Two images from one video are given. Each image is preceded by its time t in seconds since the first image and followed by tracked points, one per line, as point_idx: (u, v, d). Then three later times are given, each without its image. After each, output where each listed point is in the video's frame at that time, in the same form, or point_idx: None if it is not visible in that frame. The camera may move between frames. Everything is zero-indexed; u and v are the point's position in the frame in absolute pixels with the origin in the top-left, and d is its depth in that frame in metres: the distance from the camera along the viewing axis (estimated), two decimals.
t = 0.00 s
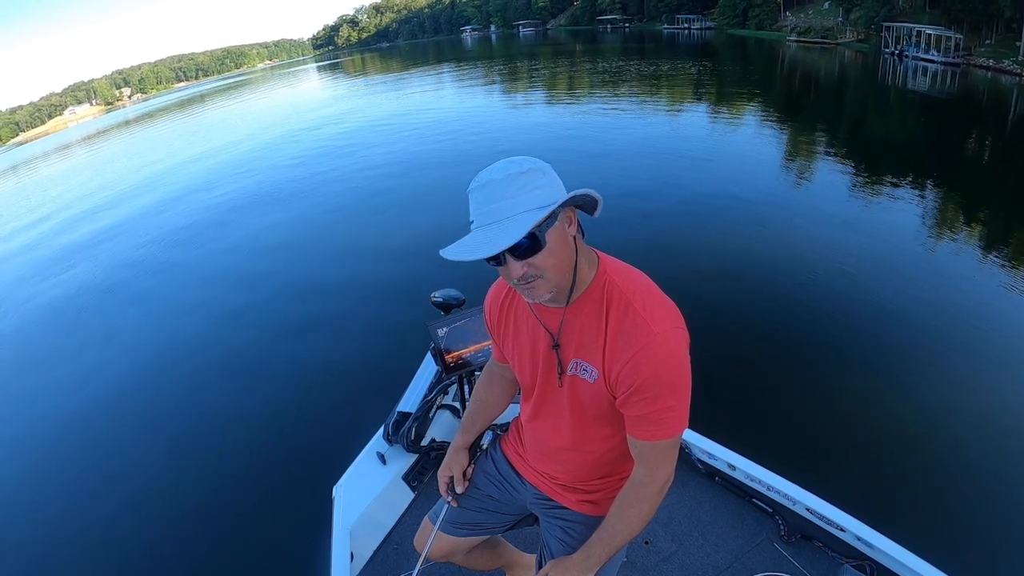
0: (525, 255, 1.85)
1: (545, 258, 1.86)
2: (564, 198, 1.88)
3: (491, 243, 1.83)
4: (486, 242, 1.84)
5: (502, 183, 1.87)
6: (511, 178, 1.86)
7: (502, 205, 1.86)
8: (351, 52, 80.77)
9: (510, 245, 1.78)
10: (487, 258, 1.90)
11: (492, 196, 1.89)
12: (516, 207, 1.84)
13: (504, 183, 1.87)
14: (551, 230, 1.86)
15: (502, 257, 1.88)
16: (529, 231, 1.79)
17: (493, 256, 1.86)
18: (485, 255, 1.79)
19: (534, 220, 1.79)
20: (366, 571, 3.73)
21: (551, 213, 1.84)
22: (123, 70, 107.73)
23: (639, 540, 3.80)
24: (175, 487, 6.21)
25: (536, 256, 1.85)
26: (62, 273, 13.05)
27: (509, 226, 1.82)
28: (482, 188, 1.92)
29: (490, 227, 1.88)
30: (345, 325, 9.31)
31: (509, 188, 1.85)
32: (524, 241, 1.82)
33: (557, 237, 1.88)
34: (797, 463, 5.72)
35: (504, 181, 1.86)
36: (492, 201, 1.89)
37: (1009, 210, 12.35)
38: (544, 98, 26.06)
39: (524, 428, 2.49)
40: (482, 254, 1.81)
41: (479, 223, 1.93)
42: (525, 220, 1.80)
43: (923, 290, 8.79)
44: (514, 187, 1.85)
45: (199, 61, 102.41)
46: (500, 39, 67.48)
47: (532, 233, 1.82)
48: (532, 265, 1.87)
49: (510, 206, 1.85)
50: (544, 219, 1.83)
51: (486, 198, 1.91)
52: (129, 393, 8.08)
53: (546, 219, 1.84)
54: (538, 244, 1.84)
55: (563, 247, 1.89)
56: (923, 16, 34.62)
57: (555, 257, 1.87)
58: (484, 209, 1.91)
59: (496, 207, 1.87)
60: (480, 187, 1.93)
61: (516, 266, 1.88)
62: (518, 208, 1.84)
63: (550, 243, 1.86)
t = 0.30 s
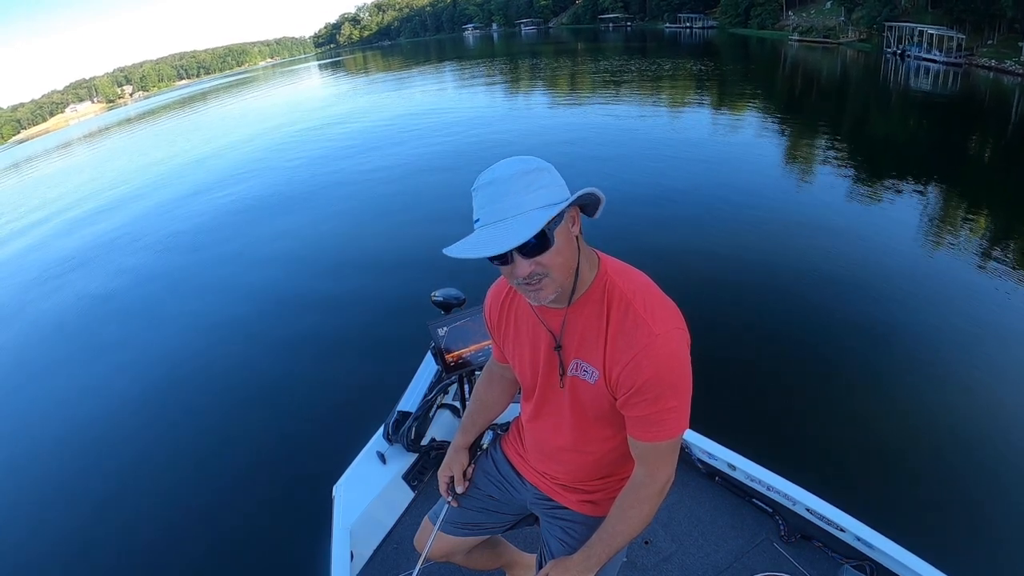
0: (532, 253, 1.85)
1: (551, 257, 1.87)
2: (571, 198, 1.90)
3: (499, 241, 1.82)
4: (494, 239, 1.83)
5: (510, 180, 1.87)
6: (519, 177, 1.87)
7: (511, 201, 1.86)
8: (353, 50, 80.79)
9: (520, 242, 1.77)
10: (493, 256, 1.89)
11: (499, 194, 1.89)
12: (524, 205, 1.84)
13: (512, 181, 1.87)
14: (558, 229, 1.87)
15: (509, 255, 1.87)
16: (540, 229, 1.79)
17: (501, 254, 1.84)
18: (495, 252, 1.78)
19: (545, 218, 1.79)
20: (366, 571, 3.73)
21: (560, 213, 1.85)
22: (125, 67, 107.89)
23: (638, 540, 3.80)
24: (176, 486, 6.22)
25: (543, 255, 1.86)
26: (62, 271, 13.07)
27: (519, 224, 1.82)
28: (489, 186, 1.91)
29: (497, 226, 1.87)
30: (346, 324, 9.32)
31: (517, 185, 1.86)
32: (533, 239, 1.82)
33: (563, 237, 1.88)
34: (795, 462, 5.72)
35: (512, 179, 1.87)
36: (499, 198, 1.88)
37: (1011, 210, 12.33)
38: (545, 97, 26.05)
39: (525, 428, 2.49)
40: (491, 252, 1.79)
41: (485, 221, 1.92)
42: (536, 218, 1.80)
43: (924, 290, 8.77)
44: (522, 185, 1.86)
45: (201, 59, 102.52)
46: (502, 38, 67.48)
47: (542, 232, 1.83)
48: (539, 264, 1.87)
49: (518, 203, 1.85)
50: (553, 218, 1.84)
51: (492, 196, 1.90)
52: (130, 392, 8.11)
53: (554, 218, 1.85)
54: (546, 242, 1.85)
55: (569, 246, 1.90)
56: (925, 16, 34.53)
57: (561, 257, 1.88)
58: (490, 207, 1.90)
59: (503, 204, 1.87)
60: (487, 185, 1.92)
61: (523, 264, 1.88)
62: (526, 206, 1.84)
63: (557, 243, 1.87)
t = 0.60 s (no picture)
0: (532, 250, 1.84)
1: (551, 254, 1.86)
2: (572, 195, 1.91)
3: (499, 235, 1.81)
4: (494, 234, 1.82)
5: (511, 177, 1.88)
6: (519, 173, 1.87)
7: (511, 197, 1.86)
8: (355, 49, 80.76)
9: (520, 236, 1.77)
10: (492, 251, 1.88)
11: (498, 190, 1.89)
12: (525, 201, 1.84)
13: (513, 177, 1.87)
14: (558, 227, 1.87)
15: (508, 251, 1.87)
16: (539, 225, 1.79)
17: (500, 249, 1.84)
18: (496, 246, 1.77)
19: (545, 214, 1.79)
20: (366, 570, 3.73)
21: (560, 209, 1.86)
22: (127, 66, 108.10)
23: (639, 540, 3.80)
24: (176, 485, 6.23)
25: (543, 252, 1.85)
26: (64, 271, 13.12)
27: (519, 220, 1.81)
28: (489, 182, 1.91)
29: (497, 220, 1.86)
30: (346, 323, 9.32)
31: (518, 181, 1.86)
32: (532, 235, 1.82)
33: (563, 234, 1.88)
34: (795, 461, 5.72)
35: (512, 175, 1.88)
36: (498, 194, 1.89)
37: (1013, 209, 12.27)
38: (546, 96, 26.03)
39: (525, 428, 2.49)
40: (491, 246, 1.79)
41: (484, 217, 1.91)
42: (537, 212, 1.80)
43: (926, 289, 8.75)
44: (523, 181, 1.86)
45: (203, 57, 102.60)
46: (503, 36, 67.41)
47: (542, 227, 1.82)
48: (538, 261, 1.86)
49: (519, 198, 1.85)
50: (554, 213, 1.84)
51: (493, 192, 1.90)
52: (131, 391, 8.13)
53: (554, 215, 1.85)
54: (544, 240, 1.84)
55: (568, 244, 1.90)
56: (927, 14, 34.41)
57: (561, 254, 1.87)
58: (490, 202, 1.89)
59: (504, 199, 1.87)
60: (487, 182, 1.92)
61: (523, 261, 1.87)
62: (527, 201, 1.84)
63: (557, 239, 1.87)
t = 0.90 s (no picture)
0: (532, 247, 1.84)
1: (552, 253, 1.86)
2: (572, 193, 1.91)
3: (501, 231, 1.81)
4: (496, 231, 1.82)
5: (513, 174, 1.88)
6: (521, 171, 1.88)
7: (513, 195, 1.86)
8: (356, 50, 80.79)
9: (521, 233, 1.77)
10: (493, 248, 1.88)
11: (499, 188, 1.89)
12: (526, 199, 1.84)
13: (514, 175, 1.88)
14: (559, 225, 1.87)
15: (509, 248, 1.87)
16: (540, 222, 1.79)
17: (501, 246, 1.84)
18: (498, 242, 1.77)
19: (546, 212, 1.79)
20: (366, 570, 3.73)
21: (561, 207, 1.86)
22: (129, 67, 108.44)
23: (639, 540, 3.80)
24: (176, 485, 6.23)
25: (544, 250, 1.85)
26: (64, 271, 13.14)
27: (521, 218, 1.81)
28: (490, 179, 1.91)
29: (497, 218, 1.87)
30: (347, 323, 9.33)
31: (519, 179, 1.86)
32: (533, 233, 1.83)
33: (563, 232, 1.88)
34: (794, 461, 5.72)
35: (514, 174, 1.88)
36: (500, 192, 1.88)
37: (1014, 209, 12.25)
38: (547, 96, 26.06)
39: (524, 427, 2.49)
40: (493, 242, 1.78)
41: (486, 214, 1.90)
42: (538, 211, 1.80)
43: (926, 289, 8.74)
44: (525, 180, 1.87)
45: (204, 58, 102.68)
46: (504, 37, 67.38)
47: (543, 225, 1.83)
48: (539, 258, 1.86)
49: (521, 196, 1.85)
50: (555, 211, 1.84)
51: (495, 189, 1.89)
52: (131, 391, 8.13)
53: (554, 213, 1.85)
54: (545, 238, 1.84)
55: (569, 242, 1.90)
56: (928, 15, 34.37)
57: (561, 252, 1.87)
58: (490, 200, 1.90)
59: (505, 196, 1.87)
60: (488, 180, 1.92)
61: (523, 259, 1.87)
62: (529, 199, 1.84)
63: (557, 238, 1.86)
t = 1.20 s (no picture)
0: (536, 246, 1.85)
1: (554, 252, 1.86)
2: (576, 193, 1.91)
3: (504, 229, 1.81)
4: (500, 229, 1.82)
5: (517, 173, 1.88)
6: (526, 171, 1.89)
7: (516, 194, 1.86)
8: (358, 51, 80.94)
9: (525, 231, 1.77)
10: (496, 246, 1.88)
11: (503, 186, 1.89)
12: (530, 197, 1.84)
13: (519, 174, 1.88)
14: (561, 224, 1.87)
15: (512, 246, 1.87)
16: (544, 221, 1.79)
17: (505, 244, 1.84)
18: (501, 239, 1.77)
19: (549, 211, 1.79)
20: (366, 571, 3.72)
21: (564, 207, 1.86)
22: (130, 67, 108.56)
23: (638, 540, 3.79)
24: (176, 485, 6.23)
25: (546, 249, 1.85)
26: (64, 271, 13.15)
27: (524, 217, 1.81)
28: (495, 178, 1.91)
29: (500, 216, 1.87)
30: (347, 324, 9.34)
31: (523, 179, 1.87)
32: (537, 232, 1.83)
33: (567, 232, 1.88)
34: (794, 462, 5.72)
35: (518, 173, 1.89)
36: (505, 190, 1.88)
37: (1014, 212, 12.27)
38: (548, 98, 26.11)
39: (525, 428, 2.49)
40: (497, 239, 1.78)
41: (489, 212, 1.91)
42: (541, 210, 1.80)
43: (926, 292, 8.74)
44: (529, 179, 1.87)
45: (206, 58, 102.83)
46: (505, 38, 67.44)
47: (547, 225, 1.83)
48: (542, 258, 1.86)
49: (525, 195, 1.85)
50: (559, 212, 1.84)
51: (499, 188, 1.90)
52: (131, 391, 8.14)
53: (558, 213, 1.85)
54: (549, 237, 1.85)
55: (571, 242, 1.90)
56: (929, 17, 34.42)
57: (564, 252, 1.87)
58: (494, 198, 1.90)
59: (509, 195, 1.87)
60: (493, 178, 1.92)
61: (526, 258, 1.87)
62: (532, 197, 1.84)
63: (560, 237, 1.86)
